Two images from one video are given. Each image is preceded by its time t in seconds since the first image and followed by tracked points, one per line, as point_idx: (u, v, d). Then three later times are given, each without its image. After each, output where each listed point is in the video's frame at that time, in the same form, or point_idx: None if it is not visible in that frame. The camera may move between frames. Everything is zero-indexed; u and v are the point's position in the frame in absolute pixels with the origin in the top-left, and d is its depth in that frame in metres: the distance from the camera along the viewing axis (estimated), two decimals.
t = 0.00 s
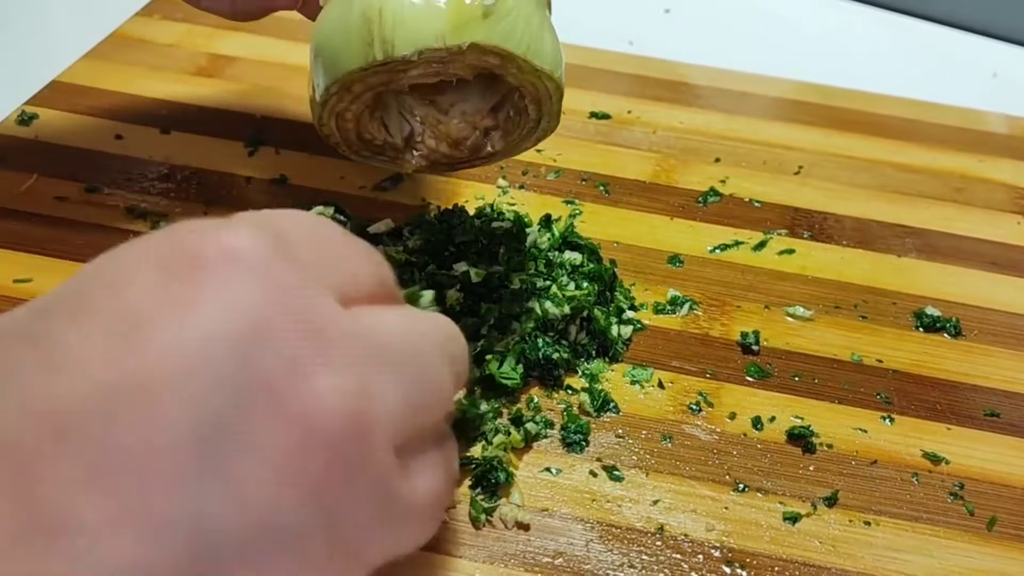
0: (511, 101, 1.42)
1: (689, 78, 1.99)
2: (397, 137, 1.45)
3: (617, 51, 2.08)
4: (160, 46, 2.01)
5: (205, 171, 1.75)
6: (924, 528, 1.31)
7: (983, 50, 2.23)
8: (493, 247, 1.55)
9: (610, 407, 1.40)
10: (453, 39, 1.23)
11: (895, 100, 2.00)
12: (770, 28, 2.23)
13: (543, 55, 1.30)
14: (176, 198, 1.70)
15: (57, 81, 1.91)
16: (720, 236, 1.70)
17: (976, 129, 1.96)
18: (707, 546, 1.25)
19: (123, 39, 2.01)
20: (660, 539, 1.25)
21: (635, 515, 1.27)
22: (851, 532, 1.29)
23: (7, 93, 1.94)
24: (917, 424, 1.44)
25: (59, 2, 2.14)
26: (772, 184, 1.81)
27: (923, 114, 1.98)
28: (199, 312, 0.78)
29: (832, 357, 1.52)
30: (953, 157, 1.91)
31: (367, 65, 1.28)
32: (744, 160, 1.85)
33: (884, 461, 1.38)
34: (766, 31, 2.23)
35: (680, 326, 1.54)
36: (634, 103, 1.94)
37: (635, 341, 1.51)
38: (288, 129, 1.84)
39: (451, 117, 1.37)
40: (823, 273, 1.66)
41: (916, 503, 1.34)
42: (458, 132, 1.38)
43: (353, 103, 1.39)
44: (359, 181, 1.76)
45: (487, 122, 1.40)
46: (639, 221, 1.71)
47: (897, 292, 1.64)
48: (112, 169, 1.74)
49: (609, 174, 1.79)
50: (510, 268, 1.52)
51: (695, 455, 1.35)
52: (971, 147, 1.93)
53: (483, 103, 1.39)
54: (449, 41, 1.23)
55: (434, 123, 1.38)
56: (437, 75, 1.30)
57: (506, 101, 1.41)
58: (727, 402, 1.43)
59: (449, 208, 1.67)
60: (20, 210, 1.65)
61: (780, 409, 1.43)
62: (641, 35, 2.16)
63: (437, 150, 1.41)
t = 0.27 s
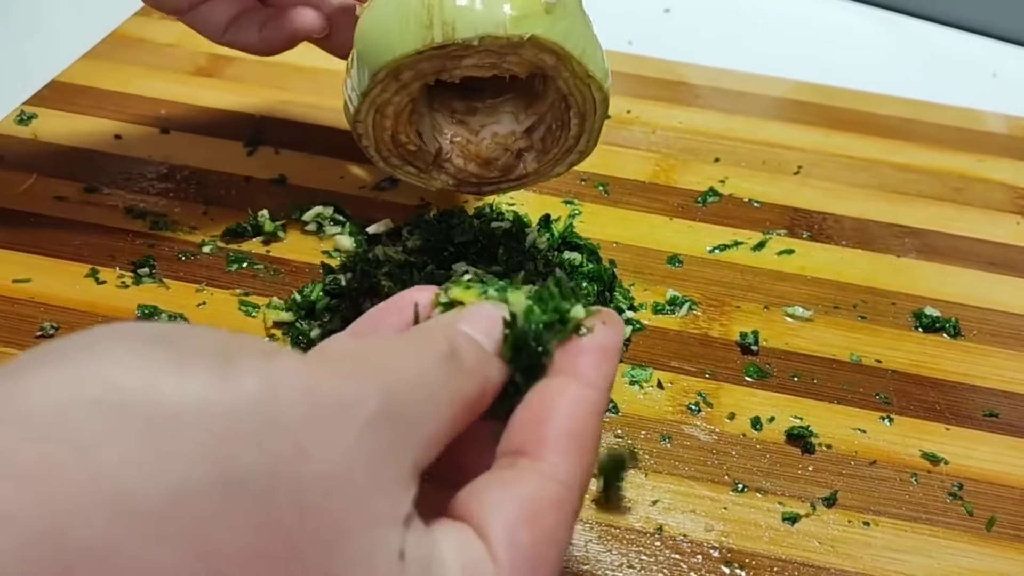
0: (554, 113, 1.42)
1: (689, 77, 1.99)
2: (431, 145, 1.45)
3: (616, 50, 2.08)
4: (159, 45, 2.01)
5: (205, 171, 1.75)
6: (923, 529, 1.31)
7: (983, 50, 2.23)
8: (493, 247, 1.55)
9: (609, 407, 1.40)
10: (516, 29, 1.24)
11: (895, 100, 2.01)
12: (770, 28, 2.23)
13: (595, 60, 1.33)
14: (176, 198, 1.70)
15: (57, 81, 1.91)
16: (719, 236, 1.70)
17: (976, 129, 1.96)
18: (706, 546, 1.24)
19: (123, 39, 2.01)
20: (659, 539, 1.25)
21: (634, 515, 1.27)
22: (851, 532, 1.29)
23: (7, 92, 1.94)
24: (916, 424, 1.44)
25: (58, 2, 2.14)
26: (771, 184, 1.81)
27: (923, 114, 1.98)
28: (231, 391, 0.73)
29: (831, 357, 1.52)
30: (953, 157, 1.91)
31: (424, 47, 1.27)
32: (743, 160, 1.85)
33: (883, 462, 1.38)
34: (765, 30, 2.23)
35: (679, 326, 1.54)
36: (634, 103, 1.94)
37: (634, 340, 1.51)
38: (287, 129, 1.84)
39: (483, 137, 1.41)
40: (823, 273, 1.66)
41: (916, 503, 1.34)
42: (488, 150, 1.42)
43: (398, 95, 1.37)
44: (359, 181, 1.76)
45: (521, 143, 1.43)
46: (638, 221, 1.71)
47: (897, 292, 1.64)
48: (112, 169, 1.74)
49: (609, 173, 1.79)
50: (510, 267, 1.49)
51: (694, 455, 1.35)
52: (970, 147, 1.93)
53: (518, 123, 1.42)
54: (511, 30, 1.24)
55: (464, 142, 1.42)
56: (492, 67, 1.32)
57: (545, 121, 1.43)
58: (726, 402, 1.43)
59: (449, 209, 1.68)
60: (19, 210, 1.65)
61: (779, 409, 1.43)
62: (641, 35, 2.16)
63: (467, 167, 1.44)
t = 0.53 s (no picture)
0: (556, 125, 1.41)
1: (689, 77, 1.99)
2: (434, 154, 1.44)
3: (616, 50, 2.08)
4: (159, 45, 2.01)
5: (205, 171, 1.75)
6: (923, 528, 1.31)
7: (983, 50, 2.23)
8: (493, 246, 1.54)
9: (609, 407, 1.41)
10: (524, 38, 1.25)
11: (895, 100, 2.01)
12: (770, 28, 2.23)
13: (602, 74, 1.33)
14: (176, 198, 1.70)
15: (56, 81, 1.91)
16: (719, 236, 1.70)
17: (976, 129, 1.96)
18: (706, 546, 1.24)
19: (122, 38, 2.01)
20: (659, 538, 1.25)
21: (634, 515, 1.27)
22: (851, 532, 1.29)
23: (6, 91, 1.94)
24: (916, 424, 1.44)
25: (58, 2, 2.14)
26: (771, 184, 1.81)
27: (923, 114, 1.98)
28: (248, 347, 0.73)
29: (831, 357, 1.52)
30: (953, 157, 1.91)
31: (433, 55, 1.27)
32: (743, 160, 1.85)
33: (883, 461, 1.38)
34: (766, 30, 2.23)
35: (679, 325, 1.54)
36: (635, 103, 1.94)
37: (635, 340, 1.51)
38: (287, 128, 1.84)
39: (483, 149, 1.41)
40: (823, 273, 1.66)
41: (916, 502, 1.34)
42: (489, 162, 1.41)
43: (403, 102, 1.36)
44: (359, 180, 1.76)
45: (521, 155, 1.42)
46: (638, 220, 1.71)
47: (897, 292, 1.64)
48: (112, 168, 1.74)
49: (609, 173, 1.79)
50: (511, 266, 1.48)
51: (694, 455, 1.35)
52: (971, 147, 1.93)
53: (519, 136, 1.42)
54: (520, 39, 1.25)
55: (465, 153, 1.42)
56: (500, 76, 1.32)
57: (547, 134, 1.42)
58: (726, 402, 1.43)
59: (450, 208, 1.67)
60: (19, 210, 1.65)
61: (779, 408, 1.43)
62: (641, 35, 2.16)
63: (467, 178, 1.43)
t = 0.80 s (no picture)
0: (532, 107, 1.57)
1: (689, 77, 1.99)
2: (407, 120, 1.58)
3: (616, 50, 2.08)
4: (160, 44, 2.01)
5: (205, 170, 1.76)
6: (923, 528, 1.31)
7: (984, 50, 2.23)
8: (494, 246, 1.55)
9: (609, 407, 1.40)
10: None
11: (895, 100, 2.01)
12: (770, 28, 2.23)
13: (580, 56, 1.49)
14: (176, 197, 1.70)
15: (57, 80, 1.91)
16: (720, 236, 1.70)
17: (977, 129, 1.96)
18: (706, 546, 1.24)
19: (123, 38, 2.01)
20: (659, 538, 1.24)
21: (634, 515, 1.27)
22: (851, 532, 1.29)
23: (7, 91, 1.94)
24: (916, 424, 1.44)
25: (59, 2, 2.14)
26: (771, 184, 1.81)
27: (923, 113, 1.98)
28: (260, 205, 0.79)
29: (832, 356, 1.52)
30: (953, 157, 1.91)
31: None
32: (743, 160, 1.85)
33: (884, 461, 1.38)
34: (766, 30, 2.23)
35: (680, 325, 1.54)
36: (635, 103, 1.94)
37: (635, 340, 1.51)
38: (288, 128, 1.85)
39: (458, 125, 1.57)
40: (823, 273, 1.66)
41: (916, 503, 1.34)
42: (463, 134, 1.57)
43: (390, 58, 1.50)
44: (359, 180, 1.76)
45: (495, 131, 1.58)
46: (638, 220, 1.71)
47: (897, 292, 1.64)
48: (112, 167, 1.74)
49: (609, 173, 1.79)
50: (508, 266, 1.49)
51: (694, 455, 1.35)
52: (971, 147, 1.93)
53: (494, 116, 1.57)
54: None
55: (437, 126, 1.57)
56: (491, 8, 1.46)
57: (523, 110, 1.57)
58: (726, 402, 1.43)
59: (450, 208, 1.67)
60: (19, 209, 1.65)
61: (779, 408, 1.43)
62: (641, 35, 2.16)
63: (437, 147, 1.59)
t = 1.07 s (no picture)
0: None
1: (689, 77, 1.99)
2: None
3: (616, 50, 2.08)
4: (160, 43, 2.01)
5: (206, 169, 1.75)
6: (923, 528, 1.31)
7: (983, 50, 2.23)
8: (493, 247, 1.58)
9: (610, 407, 1.40)
10: None
11: (895, 100, 2.01)
12: (770, 28, 2.23)
13: None
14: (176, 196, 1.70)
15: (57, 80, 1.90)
16: (719, 236, 1.70)
17: (977, 129, 1.96)
18: (706, 545, 1.24)
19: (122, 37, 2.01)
20: (660, 538, 1.24)
21: (634, 514, 1.27)
22: (851, 531, 1.29)
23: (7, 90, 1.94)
24: (917, 424, 1.44)
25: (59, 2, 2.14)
26: (771, 184, 1.81)
27: (923, 114, 1.98)
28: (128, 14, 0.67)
29: (832, 356, 1.52)
30: (952, 157, 1.91)
31: None
32: (743, 160, 1.85)
33: (884, 461, 1.38)
34: (766, 30, 2.23)
35: (680, 325, 1.54)
36: (635, 103, 1.94)
37: (635, 340, 1.51)
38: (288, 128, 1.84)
39: None
40: (823, 273, 1.66)
41: (916, 502, 1.34)
42: None
43: None
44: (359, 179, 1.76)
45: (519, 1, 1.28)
46: (639, 220, 1.71)
47: (897, 292, 1.64)
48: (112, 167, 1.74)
49: (609, 173, 1.79)
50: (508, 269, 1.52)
51: (694, 454, 1.35)
52: (970, 147, 1.93)
53: None
54: None
55: None
56: None
57: None
58: (726, 402, 1.43)
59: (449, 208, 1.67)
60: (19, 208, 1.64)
61: (780, 408, 1.43)
62: (641, 35, 2.16)
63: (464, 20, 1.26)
